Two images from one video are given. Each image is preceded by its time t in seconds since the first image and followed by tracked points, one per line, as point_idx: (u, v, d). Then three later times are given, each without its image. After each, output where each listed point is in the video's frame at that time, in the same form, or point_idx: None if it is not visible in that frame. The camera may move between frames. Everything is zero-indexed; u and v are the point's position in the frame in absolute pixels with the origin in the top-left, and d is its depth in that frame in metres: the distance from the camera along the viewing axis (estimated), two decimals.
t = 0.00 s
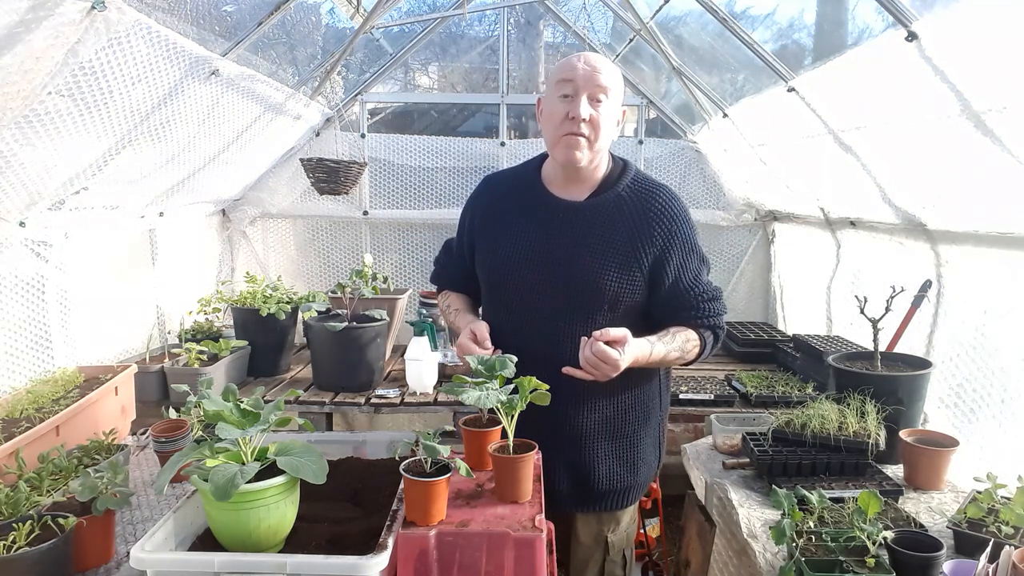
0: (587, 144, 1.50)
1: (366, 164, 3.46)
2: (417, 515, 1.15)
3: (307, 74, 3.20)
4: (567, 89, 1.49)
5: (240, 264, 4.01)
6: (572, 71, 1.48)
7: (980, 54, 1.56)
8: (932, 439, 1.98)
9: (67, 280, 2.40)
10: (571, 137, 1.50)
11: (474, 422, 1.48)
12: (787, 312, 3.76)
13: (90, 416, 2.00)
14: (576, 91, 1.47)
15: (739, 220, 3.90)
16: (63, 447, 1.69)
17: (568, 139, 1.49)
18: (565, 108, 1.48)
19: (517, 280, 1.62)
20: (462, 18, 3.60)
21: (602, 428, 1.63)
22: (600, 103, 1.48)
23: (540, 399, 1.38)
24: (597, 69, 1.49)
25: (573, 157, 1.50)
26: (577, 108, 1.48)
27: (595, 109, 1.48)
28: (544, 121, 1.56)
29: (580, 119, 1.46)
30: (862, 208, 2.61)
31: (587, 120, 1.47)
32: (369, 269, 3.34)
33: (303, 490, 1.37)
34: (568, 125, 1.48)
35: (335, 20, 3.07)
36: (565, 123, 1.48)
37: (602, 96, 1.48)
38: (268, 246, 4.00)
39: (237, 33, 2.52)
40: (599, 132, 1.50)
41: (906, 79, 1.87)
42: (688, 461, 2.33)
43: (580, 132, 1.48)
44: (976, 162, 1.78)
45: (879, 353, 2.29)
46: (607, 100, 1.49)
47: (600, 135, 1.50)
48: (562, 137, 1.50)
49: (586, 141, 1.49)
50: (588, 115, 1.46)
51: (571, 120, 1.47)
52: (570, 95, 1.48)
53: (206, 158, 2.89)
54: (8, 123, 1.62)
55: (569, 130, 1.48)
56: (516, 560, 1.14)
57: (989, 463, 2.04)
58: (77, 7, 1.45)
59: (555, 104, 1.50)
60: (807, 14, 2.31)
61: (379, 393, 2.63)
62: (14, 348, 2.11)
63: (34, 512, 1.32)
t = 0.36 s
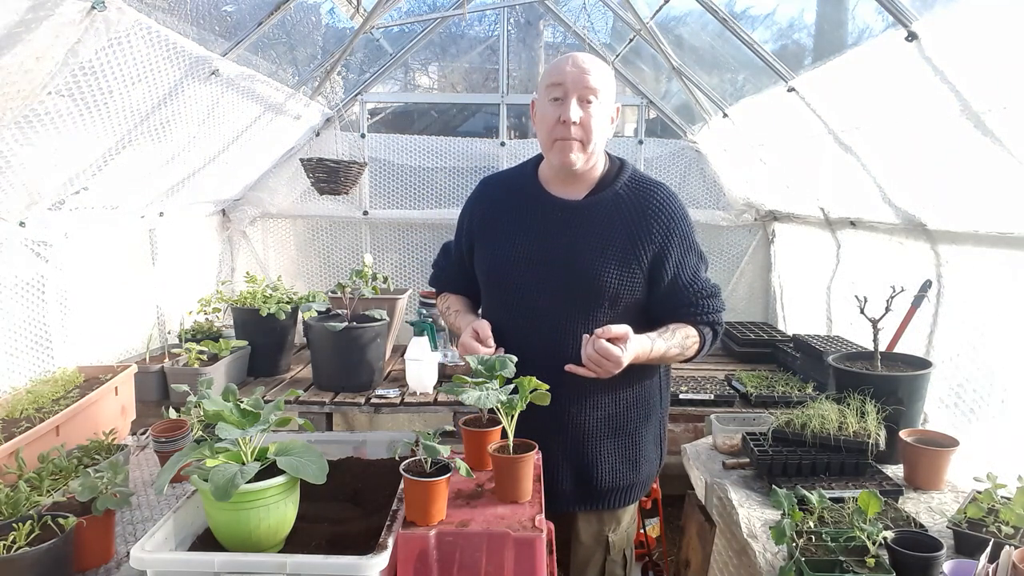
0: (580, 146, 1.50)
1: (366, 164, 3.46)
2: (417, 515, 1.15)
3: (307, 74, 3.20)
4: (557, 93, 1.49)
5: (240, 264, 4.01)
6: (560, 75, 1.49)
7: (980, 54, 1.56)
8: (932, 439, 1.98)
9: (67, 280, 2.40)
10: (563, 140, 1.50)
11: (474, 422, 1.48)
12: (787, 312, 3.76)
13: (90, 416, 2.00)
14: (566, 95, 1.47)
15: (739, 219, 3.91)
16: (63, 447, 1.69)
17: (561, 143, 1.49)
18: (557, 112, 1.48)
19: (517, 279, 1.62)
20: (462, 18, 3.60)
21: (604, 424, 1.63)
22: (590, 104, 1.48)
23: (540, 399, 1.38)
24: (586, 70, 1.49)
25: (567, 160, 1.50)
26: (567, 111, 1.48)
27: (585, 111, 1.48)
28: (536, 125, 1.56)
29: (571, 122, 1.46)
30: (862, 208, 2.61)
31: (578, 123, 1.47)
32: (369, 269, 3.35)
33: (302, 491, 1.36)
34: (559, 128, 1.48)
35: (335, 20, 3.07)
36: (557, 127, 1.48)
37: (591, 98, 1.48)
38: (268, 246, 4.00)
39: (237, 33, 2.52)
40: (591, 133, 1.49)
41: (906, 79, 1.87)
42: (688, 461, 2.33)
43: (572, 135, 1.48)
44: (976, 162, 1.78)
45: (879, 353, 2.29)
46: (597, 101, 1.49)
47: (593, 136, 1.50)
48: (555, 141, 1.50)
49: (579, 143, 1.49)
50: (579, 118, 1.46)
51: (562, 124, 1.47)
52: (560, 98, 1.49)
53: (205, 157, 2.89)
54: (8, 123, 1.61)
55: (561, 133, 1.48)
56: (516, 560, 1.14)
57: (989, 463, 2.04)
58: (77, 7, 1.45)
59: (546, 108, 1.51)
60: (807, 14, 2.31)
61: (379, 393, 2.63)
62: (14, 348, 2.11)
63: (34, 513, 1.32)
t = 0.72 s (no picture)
0: (581, 146, 1.50)
1: (366, 164, 3.46)
2: (418, 515, 1.15)
3: (307, 74, 3.20)
4: (557, 95, 1.49)
5: (240, 264, 4.01)
6: (560, 76, 1.48)
7: (980, 54, 1.56)
8: (932, 439, 1.98)
9: (67, 280, 2.40)
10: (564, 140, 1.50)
11: (474, 422, 1.48)
12: (787, 312, 3.76)
13: (90, 416, 2.00)
14: (565, 96, 1.47)
15: (739, 219, 3.91)
16: (63, 447, 1.69)
17: (562, 143, 1.49)
18: (557, 113, 1.48)
19: (518, 277, 1.62)
20: (462, 18, 3.60)
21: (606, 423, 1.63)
22: (590, 104, 1.48)
23: (540, 399, 1.38)
24: (585, 71, 1.49)
25: (569, 161, 1.50)
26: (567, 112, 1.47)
27: (585, 111, 1.47)
28: (537, 127, 1.56)
29: (572, 122, 1.46)
30: (862, 208, 2.61)
31: (579, 124, 1.47)
32: (369, 269, 3.35)
33: (303, 491, 1.37)
34: (561, 129, 1.48)
35: (335, 20, 3.07)
36: (558, 128, 1.48)
37: (591, 98, 1.48)
38: (268, 246, 4.01)
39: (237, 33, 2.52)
40: (591, 133, 1.49)
41: (905, 78, 1.87)
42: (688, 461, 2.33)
43: (573, 135, 1.48)
44: (976, 162, 1.78)
45: (880, 353, 2.29)
46: (597, 101, 1.49)
47: (593, 136, 1.50)
48: (556, 142, 1.50)
49: (581, 143, 1.49)
50: (579, 118, 1.46)
51: (563, 124, 1.46)
52: (560, 100, 1.48)
53: (205, 157, 2.89)
54: (8, 123, 1.61)
55: (562, 134, 1.48)
56: (516, 560, 1.13)
57: (989, 463, 2.04)
58: (78, 7, 1.45)
59: (546, 110, 1.50)
60: (807, 14, 2.31)
61: (379, 393, 2.63)
62: (14, 348, 2.11)
63: (34, 513, 1.32)
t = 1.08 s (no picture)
0: (580, 141, 1.50)
1: (366, 164, 3.46)
2: (417, 515, 1.15)
3: (307, 74, 3.20)
4: (554, 90, 1.49)
5: (240, 264, 4.01)
6: (556, 73, 1.49)
7: (980, 53, 1.56)
8: (932, 439, 1.98)
9: (67, 280, 2.40)
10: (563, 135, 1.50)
11: (474, 421, 1.48)
12: (787, 312, 3.76)
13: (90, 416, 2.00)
14: (563, 91, 1.48)
15: (739, 219, 3.91)
16: (63, 447, 1.69)
17: (561, 138, 1.49)
18: (554, 109, 1.49)
19: (517, 274, 1.61)
20: (462, 18, 3.60)
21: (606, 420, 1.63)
22: (587, 99, 1.48)
23: (539, 399, 1.38)
24: (581, 67, 1.49)
25: (569, 156, 1.50)
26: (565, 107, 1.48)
27: (583, 106, 1.47)
28: (535, 124, 1.56)
29: (570, 117, 1.46)
30: (862, 208, 2.61)
31: (576, 118, 1.47)
32: (369, 269, 3.35)
33: (303, 491, 1.37)
34: (559, 124, 1.48)
35: (335, 20, 3.07)
36: (557, 123, 1.48)
37: (588, 93, 1.48)
38: (268, 246, 4.01)
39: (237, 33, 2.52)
40: (589, 128, 1.49)
41: (906, 78, 1.87)
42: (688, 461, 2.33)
43: (571, 130, 1.47)
44: (976, 162, 1.78)
45: (880, 353, 2.29)
46: (594, 96, 1.49)
47: (591, 131, 1.50)
48: (554, 137, 1.50)
49: (580, 137, 1.49)
50: (577, 112, 1.46)
51: (561, 119, 1.46)
52: (557, 96, 1.49)
53: (205, 157, 2.89)
54: (8, 123, 1.61)
55: (561, 129, 1.48)
56: (516, 560, 1.13)
57: (989, 463, 2.04)
58: (78, 7, 1.45)
59: (544, 106, 1.51)
60: (807, 14, 2.31)
61: (378, 393, 2.63)
62: (14, 348, 2.11)
63: (34, 513, 1.32)
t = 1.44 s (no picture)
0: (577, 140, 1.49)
1: (366, 164, 3.46)
2: (418, 515, 1.15)
3: (307, 74, 3.20)
4: (554, 88, 1.50)
5: (240, 264, 4.01)
6: (556, 70, 1.49)
7: (980, 53, 1.56)
8: (932, 439, 1.98)
9: (67, 279, 2.39)
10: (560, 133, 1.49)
11: (474, 421, 1.48)
12: (787, 312, 3.76)
13: (90, 416, 2.00)
14: (563, 89, 1.48)
15: (739, 219, 3.91)
16: (63, 447, 1.69)
17: (559, 135, 1.48)
18: (554, 106, 1.48)
19: (519, 275, 1.61)
20: (462, 18, 3.60)
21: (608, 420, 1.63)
22: (586, 97, 1.48)
23: (539, 399, 1.38)
24: (582, 65, 1.49)
25: (565, 154, 1.49)
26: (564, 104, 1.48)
27: (582, 104, 1.47)
28: (534, 122, 1.56)
29: (569, 114, 1.46)
30: (862, 208, 2.61)
31: (575, 116, 1.47)
32: (369, 269, 3.35)
33: (303, 491, 1.36)
34: (557, 121, 1.47)
35: (335, 20, 3.06)
36: (555, 121, 1.48)
37: (587, 92, 1.48)
38: (267, 246, 4.01)
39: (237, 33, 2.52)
40: (587, 127, 1.49)
41: (906, 78, 1.87)
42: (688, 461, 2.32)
43: (569, 127, 1.47)
44: (976, 162, 1.78)
45: (880, 353, 2.29)
46: (593, 95, 1.49)
47: (589, 130, 1.50)
48: (552, 134, 1.49)
49: (578, 136, 1.48)
50: (576, 110, 1.46)
51: (559, 117, 1.46)
52: (557, 93, 1.49)
53: (205, 157, 2.89)
54: (8, 123, 1.61)
55: (559, 126, 1.47)
56: (516, 560, 1.14)
57: (989, 463, 2.04)
58: (78, 7, 1.45)
59: (543, 103, 1.51)
60: (807, 14, 2.31)
61: (378, 393, 2.63)
62: (14, 348, 2.11)
63: (34, 513, 1.32)
